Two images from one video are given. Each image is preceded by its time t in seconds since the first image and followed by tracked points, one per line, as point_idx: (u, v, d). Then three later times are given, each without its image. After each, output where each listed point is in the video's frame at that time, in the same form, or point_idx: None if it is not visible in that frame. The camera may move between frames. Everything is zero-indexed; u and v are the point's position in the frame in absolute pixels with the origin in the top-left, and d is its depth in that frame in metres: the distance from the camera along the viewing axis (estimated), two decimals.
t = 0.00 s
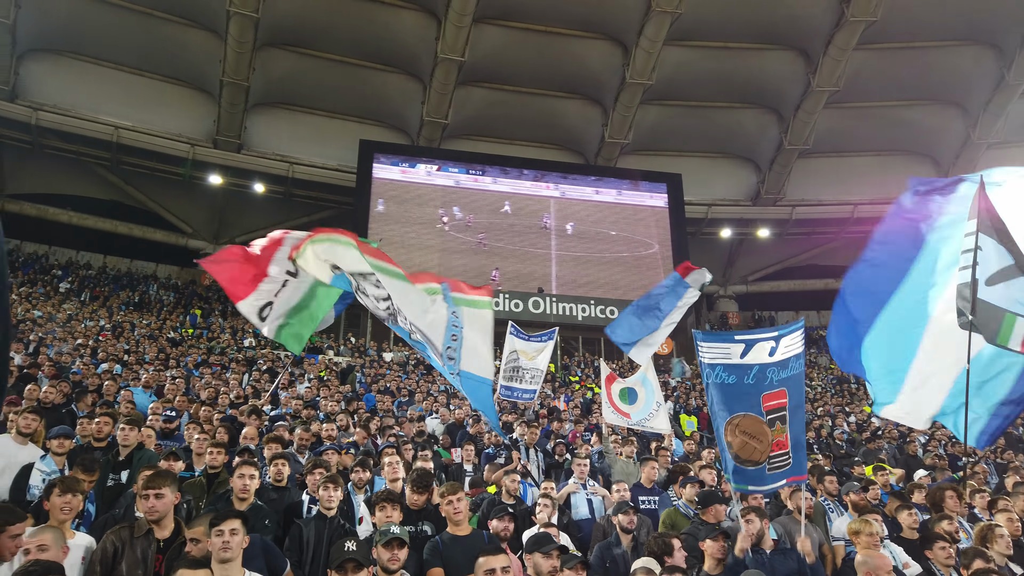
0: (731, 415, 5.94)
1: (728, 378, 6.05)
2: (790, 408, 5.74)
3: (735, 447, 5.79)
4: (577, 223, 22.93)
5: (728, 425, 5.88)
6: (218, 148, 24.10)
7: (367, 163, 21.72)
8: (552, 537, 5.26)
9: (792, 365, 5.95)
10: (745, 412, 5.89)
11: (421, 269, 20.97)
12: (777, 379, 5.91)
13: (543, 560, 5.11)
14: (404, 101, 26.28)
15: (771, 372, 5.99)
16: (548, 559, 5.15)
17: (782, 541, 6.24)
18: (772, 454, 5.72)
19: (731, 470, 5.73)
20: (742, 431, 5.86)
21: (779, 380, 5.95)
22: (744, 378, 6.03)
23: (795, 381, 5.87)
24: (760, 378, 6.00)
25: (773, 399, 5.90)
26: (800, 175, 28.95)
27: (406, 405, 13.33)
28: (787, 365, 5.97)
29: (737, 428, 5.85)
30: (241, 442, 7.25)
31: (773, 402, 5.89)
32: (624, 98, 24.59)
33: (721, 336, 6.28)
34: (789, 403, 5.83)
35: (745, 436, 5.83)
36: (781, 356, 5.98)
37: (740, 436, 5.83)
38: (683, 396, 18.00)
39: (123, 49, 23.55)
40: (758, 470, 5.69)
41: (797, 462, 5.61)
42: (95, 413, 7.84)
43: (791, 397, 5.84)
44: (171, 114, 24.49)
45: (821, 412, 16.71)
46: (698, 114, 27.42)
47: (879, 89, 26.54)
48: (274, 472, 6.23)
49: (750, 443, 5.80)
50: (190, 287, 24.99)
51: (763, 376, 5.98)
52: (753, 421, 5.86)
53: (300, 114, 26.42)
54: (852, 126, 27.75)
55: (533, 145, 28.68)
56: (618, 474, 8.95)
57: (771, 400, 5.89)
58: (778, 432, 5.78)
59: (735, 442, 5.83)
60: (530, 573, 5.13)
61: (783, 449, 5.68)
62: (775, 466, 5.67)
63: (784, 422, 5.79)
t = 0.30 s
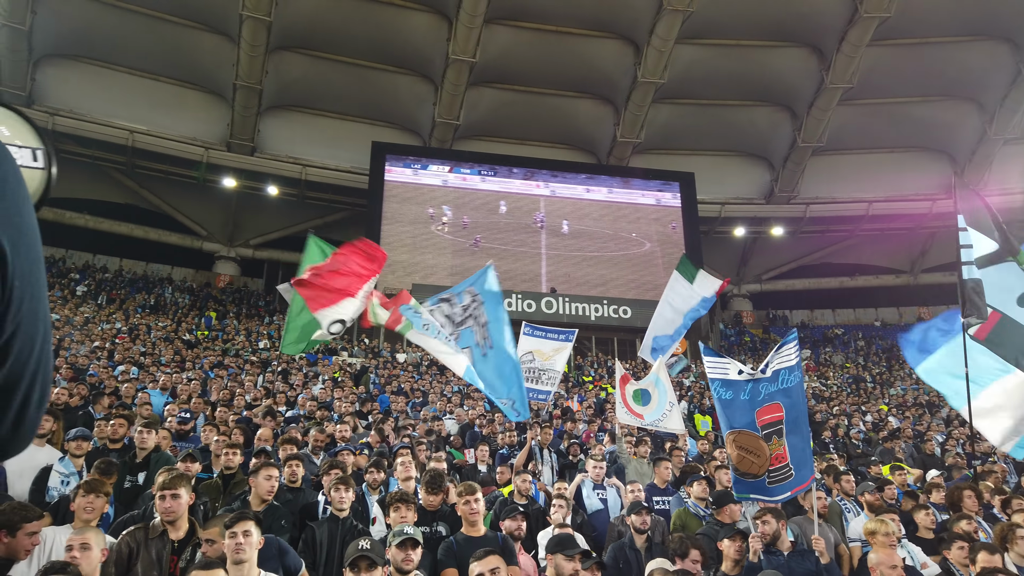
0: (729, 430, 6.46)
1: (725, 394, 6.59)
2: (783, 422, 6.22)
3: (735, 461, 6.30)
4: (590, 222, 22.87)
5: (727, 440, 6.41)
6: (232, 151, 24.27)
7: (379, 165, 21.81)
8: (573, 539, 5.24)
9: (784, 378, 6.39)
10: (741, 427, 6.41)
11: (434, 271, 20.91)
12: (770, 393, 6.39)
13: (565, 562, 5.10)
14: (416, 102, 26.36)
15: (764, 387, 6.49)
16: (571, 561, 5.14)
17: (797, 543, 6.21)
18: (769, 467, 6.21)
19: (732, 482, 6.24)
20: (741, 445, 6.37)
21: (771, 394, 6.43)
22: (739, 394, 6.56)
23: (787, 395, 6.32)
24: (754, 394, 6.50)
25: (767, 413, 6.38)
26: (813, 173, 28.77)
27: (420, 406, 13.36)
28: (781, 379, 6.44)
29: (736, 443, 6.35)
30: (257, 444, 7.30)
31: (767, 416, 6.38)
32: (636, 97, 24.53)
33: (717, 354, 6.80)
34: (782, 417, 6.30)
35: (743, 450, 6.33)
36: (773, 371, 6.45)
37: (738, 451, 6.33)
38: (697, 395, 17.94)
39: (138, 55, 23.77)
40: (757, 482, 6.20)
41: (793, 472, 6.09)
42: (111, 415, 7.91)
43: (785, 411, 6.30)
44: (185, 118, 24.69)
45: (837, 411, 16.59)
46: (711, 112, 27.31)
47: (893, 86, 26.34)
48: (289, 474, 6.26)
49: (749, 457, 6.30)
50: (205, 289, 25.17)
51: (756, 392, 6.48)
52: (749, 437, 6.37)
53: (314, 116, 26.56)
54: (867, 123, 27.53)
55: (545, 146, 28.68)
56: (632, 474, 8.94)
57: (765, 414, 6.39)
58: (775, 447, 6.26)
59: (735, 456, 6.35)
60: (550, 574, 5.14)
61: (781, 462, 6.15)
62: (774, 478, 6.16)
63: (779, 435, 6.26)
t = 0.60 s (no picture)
0: (737, 425, 6.33)
1: (729, 388, 6.48)
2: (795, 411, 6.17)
3: (747, 456, 6.18)
4: (601, 222, 22.84)
5: (736, 435, 6.27)
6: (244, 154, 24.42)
7: (390, 166, 21.88)
8: (595, 539, 5.24)
9: (794, 370, 6.39)
10: (748, 420, 6.30)
11: (445, 271, 20.99)
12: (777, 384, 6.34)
13: (587, 563, 5.11)
14: (427, 103, 26.41)
15: (768, 378, 6.43)
16: (592, 562, 5.16)
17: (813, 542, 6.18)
18: (782, 459, 6.11)
19: (746, 478, 6.11)
20: (750, 438, 6.26)
21: (780, 384, 6.38)
22: (742, 387, 6.45)
23: (795, 385, 6.31)
24: (758, 385, 6.42)
25: (777, 404, 6.31)
26: (826, 170, 28.59)
27: (433, 406, 13.40)
28: (787, 369, 6.41)
29: (746, 436, 6.24)
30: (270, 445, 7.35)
31: (776, 407, 6.30)
32: (647, 95, 24.48)
33: (714, 350, 6.72)
34: (792, 407, 6.25)
35: (753, 444, 6.22)
36: (780, 362, 6.42)
37: (749, 444, 6.22)
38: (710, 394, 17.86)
39: (151, 58, 23.95)
40: (772, 474, 6.07)
41: (808, 463, 6.03)
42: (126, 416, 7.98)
43: (794, 401, 6.27)
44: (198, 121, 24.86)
45: (852, 409, 16.50)
46: (722, 110, 27.20)
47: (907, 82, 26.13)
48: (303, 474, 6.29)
49: (759, 450, 6.19)
50: (218, 291, 25.35)
51: (761, 382, 6.41)
52: (759, 428, 6.27)
53: (325, 118, 26.66)
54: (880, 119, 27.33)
55: (555, 145, 28.65)
56: (645, 474, 8.92)
57: (774, 405, 6.31)
58: (786, 437, 6.18)
59: (746, 451, 6.22)
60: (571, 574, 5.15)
61: (794, 453, 6.08)
62: (788, 470, 6.06)
63: (790, 426, 6.20)
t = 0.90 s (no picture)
0: (756, 419, 6.29)
1: (746, 382, 6.47)
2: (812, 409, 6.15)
3: (763, 452, 6.14)
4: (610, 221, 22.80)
5: (753, 429, 6.24)
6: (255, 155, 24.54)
7: (399, 167, 21.92)
8: (614, 541, 5.24)
9: (813, 368, 6.36)
10: (766, 415, 6.27)
11: (454, 271, 21.03)
12: (796, 380, 6.32)
13: (606, 563, 5.11)
14: (436, 104, 26.45)
15: (788, 373, 6.41)
16: (611, 563, 5.15)
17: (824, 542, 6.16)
18: (796, 453, 6.10)
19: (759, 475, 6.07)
20: (768, 433, 6.23)
21: (797, 381, 6.37)
22: (763, 381, 6.44)
23: (814, 384, 6.27)
24: (778, 380, 6.40)
25: (792, 400, 6.29)
26: (837, 168, 28.42)
27: (442, 406, 13.44)
28: (805, 367, 6.39)
29: (765, 431, 6.22)
30: (281, 445, 7.37)
31: (792, 403, 6.29)
32: (656, 94, 24.42)
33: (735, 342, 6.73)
34: (809, 405, 6.23)
35: (771, 439, 6.20)
36: (799, 358, 6.41)
37: (766, 438, 6.20)
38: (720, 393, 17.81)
39: (162, 62, 24.11)
40: (786, 470, 6.06)
41: (822, 463, 5.97)
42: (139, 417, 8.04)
43: (811, 399, 6.24)
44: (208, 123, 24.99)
45: (863, 407, 16.42)
46: (731, 108, 27.11)
47: (918, 79, 25.96)
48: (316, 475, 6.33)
49: (776, 444, 6.18)
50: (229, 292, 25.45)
51: (780, 376, 6.40)
52: (776, 423, 6.26)
53: (334, 120, 26.72)
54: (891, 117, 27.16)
55: (564, 145, 28.62)
56: (655, 474, 8.90)
57: (789, 401, 6.29)
58: (802, 434, 6.18)
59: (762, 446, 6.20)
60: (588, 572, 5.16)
61: (809, 450, 6.06)
62: (799, 466, 6.02)
63: (806, 424, 6.19)
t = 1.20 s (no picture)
0: (765, 418, 6.31)
1: (756, 381, 6.47)
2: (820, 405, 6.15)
3: (775, 450, 6.15)
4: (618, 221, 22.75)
5: (763, 428, 6.26)
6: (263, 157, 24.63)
7: (407, 167, 21.95)
8: (621, 537, 5.25)
9: (819, 362, 6.33)
10: (776, 413, 6.28)
11: (462, 271, 21.05)
12: (802, 376, 6.30)
13: (618, 562, 5.12)
14: (443, 104, 26.45)
15: (795, 369, 6.40)
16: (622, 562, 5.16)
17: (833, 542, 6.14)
18: (807, 451, 6.12)
19: (772, 474, 6.10)
20: (778, 431, 6.23)
21: (804, 377, 6.34)
22: (770, 378, 6.44)
23: (820, 378, 6.26)
24: (785, 376, 6.40)
25: (800, 396, 6.29)
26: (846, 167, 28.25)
27: (450, 406, 13.44)
28: (811, 362, 6.36)
29: (775, 429, 6.22)
30: (290, 445, 7.40)
31: (801, 399, 6.28)
32: (664, 93, 24.38)
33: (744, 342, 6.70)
34: (817, 400, 6.22)
35: (781, 437, 6.20)
36: (804, 354, 6.38)
37: (777, 436, 6.21)
38: (729, 393, 17.76)
39: (171, 65, 24.23)
40: (798, 468, 6.08)
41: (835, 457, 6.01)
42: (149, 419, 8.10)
43: (819, 393, 6.24)
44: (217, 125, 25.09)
45: (873, 406, 16.33)
46: (739, 107, 27.01)
47: (927, 76, 25.81)
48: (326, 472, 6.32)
49: (787, 442, 6.18)
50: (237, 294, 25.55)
51: (787, 373, 6.39)
52: (786, 421, 6.26)
53: (342, 121, 26.76)
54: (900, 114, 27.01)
55: (572, 144, 28.58)
56: (664, 473, 8.88)
57: (798, 397, 6.29)
58: (812, 429, 6.17)
59: (773, 444, 6.20)
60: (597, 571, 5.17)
61: (820, 446, 6.08)
62: (812, 462, 6.06)
63: (816, 419, 6.18)
